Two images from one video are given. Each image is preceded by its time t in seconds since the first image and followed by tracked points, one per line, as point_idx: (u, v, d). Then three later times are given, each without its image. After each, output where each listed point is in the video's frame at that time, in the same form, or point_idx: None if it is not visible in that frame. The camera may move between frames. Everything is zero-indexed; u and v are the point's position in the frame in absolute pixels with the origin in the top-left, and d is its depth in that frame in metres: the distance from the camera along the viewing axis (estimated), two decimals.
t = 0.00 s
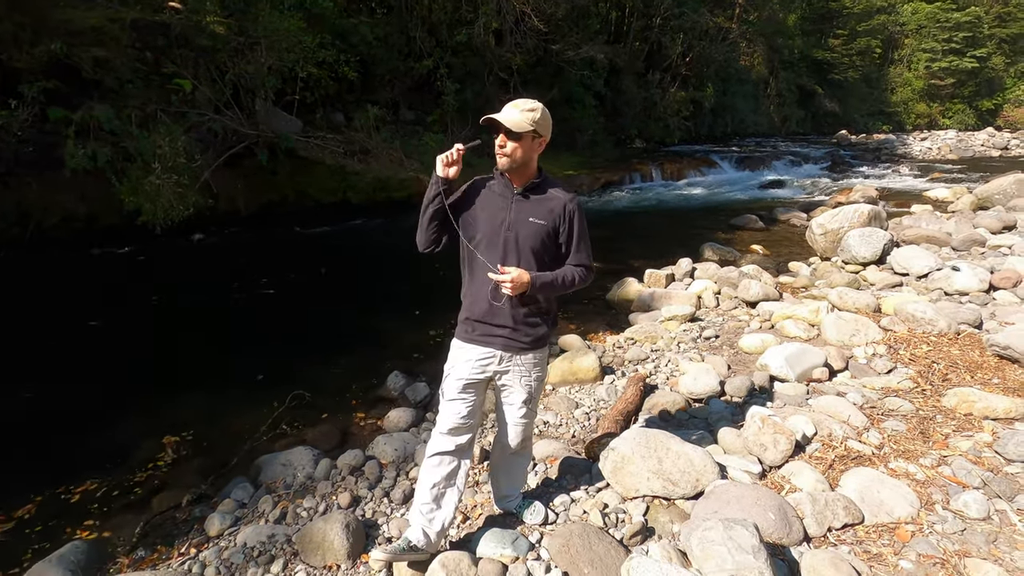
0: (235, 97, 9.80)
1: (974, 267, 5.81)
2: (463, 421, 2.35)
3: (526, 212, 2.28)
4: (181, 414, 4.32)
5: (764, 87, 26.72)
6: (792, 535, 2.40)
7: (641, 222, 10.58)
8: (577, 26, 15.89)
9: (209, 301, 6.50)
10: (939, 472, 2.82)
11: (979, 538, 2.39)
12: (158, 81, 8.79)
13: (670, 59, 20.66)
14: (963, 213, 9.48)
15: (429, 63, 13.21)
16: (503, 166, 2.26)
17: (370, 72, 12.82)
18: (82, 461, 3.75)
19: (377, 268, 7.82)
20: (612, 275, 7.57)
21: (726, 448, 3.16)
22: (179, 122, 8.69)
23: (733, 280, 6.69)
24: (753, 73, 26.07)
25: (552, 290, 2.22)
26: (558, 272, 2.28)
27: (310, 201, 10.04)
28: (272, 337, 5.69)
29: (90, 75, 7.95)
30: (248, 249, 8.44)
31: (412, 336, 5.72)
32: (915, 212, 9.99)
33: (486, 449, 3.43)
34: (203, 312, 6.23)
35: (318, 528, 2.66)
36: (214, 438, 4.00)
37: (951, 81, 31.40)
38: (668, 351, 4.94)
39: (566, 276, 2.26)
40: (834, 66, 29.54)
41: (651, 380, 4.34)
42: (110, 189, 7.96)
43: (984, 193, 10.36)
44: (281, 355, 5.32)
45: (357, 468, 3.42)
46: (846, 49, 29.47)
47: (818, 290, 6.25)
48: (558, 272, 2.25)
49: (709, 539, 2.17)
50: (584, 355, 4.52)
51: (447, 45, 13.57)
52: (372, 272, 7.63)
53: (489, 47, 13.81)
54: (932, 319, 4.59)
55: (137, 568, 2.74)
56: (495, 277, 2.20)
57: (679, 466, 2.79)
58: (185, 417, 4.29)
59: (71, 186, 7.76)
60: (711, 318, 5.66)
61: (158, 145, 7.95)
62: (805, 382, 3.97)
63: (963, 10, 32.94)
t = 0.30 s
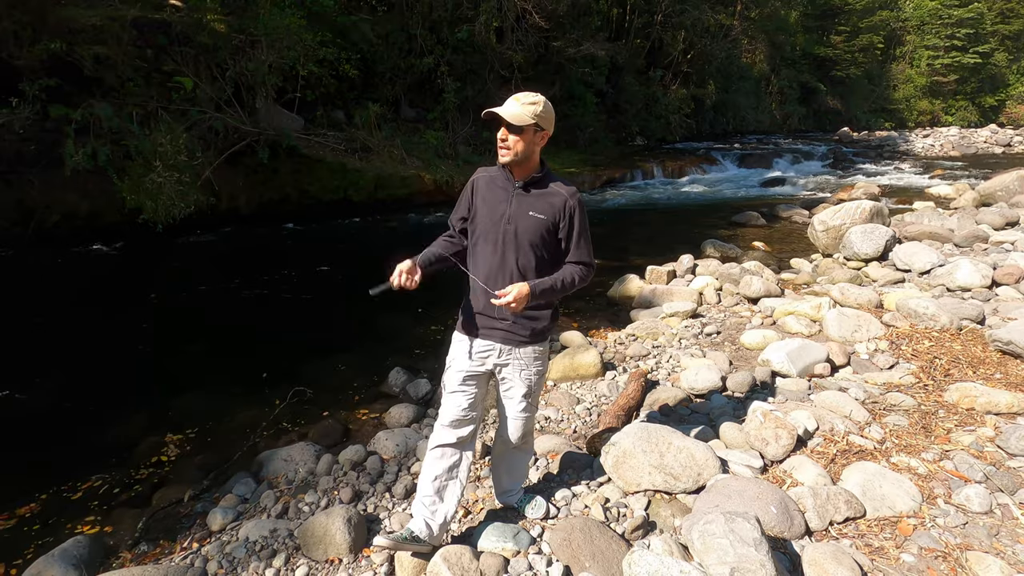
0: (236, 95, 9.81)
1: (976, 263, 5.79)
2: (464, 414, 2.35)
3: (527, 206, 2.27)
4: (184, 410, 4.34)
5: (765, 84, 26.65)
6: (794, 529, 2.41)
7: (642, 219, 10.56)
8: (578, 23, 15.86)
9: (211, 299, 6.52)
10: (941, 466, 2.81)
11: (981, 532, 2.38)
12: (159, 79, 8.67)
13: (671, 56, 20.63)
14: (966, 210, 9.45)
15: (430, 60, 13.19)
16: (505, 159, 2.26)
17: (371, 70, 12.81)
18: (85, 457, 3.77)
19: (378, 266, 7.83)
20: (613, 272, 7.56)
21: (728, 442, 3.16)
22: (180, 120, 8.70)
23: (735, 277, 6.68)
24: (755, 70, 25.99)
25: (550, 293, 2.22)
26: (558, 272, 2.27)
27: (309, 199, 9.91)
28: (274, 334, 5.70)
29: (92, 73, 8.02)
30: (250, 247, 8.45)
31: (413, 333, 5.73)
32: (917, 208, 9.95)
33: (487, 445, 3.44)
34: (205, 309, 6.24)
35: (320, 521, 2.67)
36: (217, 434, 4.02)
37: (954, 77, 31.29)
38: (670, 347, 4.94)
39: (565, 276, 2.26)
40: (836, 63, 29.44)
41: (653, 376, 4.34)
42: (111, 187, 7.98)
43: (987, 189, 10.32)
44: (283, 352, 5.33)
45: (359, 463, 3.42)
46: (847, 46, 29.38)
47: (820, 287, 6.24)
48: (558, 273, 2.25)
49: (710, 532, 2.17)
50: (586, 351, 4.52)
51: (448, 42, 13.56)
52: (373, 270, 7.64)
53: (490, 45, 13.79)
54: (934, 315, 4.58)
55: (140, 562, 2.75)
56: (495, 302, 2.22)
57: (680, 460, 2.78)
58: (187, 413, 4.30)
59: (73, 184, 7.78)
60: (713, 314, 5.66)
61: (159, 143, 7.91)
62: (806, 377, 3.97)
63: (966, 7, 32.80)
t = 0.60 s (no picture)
0: (236, 94, 9.81)
1: (976, 261, 5.79)
2: (466, 413, 2.35)
3: (526, 208, 2.27)
4: (184, 410, 4.34)
5: (766, 82, 26.61)
6: (792, 528, 2.41)
7: (642, 218, 10.55)
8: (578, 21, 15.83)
9: (211, 298, 6.54)
10: (940, 465, 2.82)
11: (979, 531, 2.39)
12: (159, 78, 8.67)
13: (671, 55, 20.61)
14: (966, 208, 9.44)
15: (430, 59, 13.18)
16: (502, 160, 2.25)
17: (371, 68, 12.78)
18: (86, 457, 3.78)
19: (378, 265, 7.83)
20: (613, 271, 7.57)
21: (727, 442, 3.16)
22: (180, 120, 8.70)
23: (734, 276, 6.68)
24: (755, 69, 25.96)
25: (557, 293, 2.25)
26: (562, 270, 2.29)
27: (309, 198, 9.93)
28: (274, 333, 5.71)
29: (92, 73, 8.01)
30: (250, 246, 8.45)
31: (413, 332, 5.74)
32: (917, 207, 9.95)
33: (487, 444, 3.44)
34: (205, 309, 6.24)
35: (320, 521, 2.67)
36: (217, 434, 4.02)
37: (954, 76, 31.26)
38: (669, 346, 4.95)
39: (569, 275, 2.28)
40: (836, 61, 29.40)
41: (652, 375, 4.35)
42: (112, 187, 7.99)
43: (987, 188, 10.32)
44: (283, 351, 5.34)
45: (359, 463, 3.42)
46: (848, 44, 29.34)
47: (819, 285, 6.25)
48: (563, 271, 2.28)
49: (708, 531, 2.17)
50: (585, 350, 4.52)
51: (448, 41, 13.55)
52: (373, 269, 7.64)
53: (490, 44, 13.79)
54: (933, 313, 4.58)
55: (141, 562, 2.77)
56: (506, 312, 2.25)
57: (679, 459, 2.79)
58: (187, 413, 4.31)
59: (73, 184, 7.79)
60: (712, 313, 5.66)
61: (158, 143, 7.89)
62: (806, 376, 3.97)
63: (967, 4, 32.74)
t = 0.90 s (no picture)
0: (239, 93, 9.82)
1: (982, 258, 5.76)
2: (472, 412, 2.34)
3: (530, 203, 2.26)
4: (188, 409, 4.35)
5: (770, 79, 26.47)
6: (798, 525, 2.41)
7: (646, 216, 10.52)
8: (581, 18, 15.79)
9: (214, 297, 6.54)
10: (947, 463, 2.80)
11: (987, 528, 2.38)
12: (162, 77, 8.69)
13: (674, 52, 20.55)
14: (972, 205, 9.39)
15: (433, 57, 13.13)
16: (504, 156, 2.24)
17: (374, 66, 12.76)
18: (91, 456, 3.79)
19: (381, 263, 7.83)
20: (616, 269, 7.55)
21: (732, 439, 3.16)
22: (184, 119, 8.72)
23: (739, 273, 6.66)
24: (759, 65, 25.84)
25: (565, 286, 2.26)
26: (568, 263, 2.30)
27: (312, 196, 9.93)
28: (278, 332, 5.71)
29: (95, 72, 8.02)
30: (254, 245, 8.46)
31: (417, 330, 5.74)
32: (922, 204, 9.90)
33: (492, 442, 3.44)
34: (209, 308, 6.25)
35: (325, 518, 2.68)
36: (222, 432, 4.03)
37: (959, 71, 31.10)
38: (673, 344, 4.94)
39: (575, 267, 2.29)
40: (840, 58, 29.23)
41: (657, 373, 4.34)
42: (116, 186, 8.01)
43: (993, 184, 10.26)
44: (287, 350, 5.34)
45: (364, 461, 3.43)
46: (852, 40, 29.20)
47: (824, 282, 6.22)
48: (569, 264, 2.29)
49: (714, 529, 2.17)
50: (589, 348, 4.52)
51: (450, 39, 13.52)
52: (376, 267, 7.65)
53: (492, 41, 13.77)
54: (939, 310, 4.56)
55: (147, 559, 2.78)
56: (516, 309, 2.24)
57: (684, 457, 2.79)
58: (192, 412, 4.31)
59: (77, 183, 7.80)
60: (717, 310, 5.65)
61: (161, 142, 7.93)
62: (811, 374, 3.96)
63: None
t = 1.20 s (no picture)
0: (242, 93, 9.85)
1: (987, 257, 5.73)
2: (475, 413, 2.32)
3: (531, 201, 2.27)
4: (191, 409, 4.36)
5: (773, 77, 26.35)
6: (800, 525, 2.40)
7: (648, 215, 10.51)
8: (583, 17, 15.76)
9: (217, 297, 6.55)
10: (949, 463, 2.80)
11: (989, 528, 2.37)
12: (165, 78, 8.72)
13: (677, 50, 20.50)
14: (976, 203, 9.35)
15: (436, 56, 13.10)
16: (505, 154, 2.24)
17: (376, 66, 12.73)
18: (95, 456, 3.80)
19: (384, 263, 7.84)
20: (619, 268, 7.54)
21: (733, 439, 3.15)
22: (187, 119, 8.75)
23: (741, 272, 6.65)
24: (762, 64, 25.73)
25: (560, 284, 2.26)
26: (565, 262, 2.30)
27: (314, 196, 9.94)
28: (280, 332, 5.72)
29: (99, 73, 8.04)
30: (256, 245, 8.48)
31: (419, 330, 5.74)
32: (926, 203, 9.86)
33: (493, 442, 3.45)
34: (212, 308, 6.26)
35: (327, 518, 2.69)
36: (225, 432, 4.04)
37: (964, 69, 30.96)
38: (676, 343, 4.93)
39: (572, 267, 2.29)
40: (844, 56, 29.10)
41: (658, 372, 4.33)
42: (119, 186, 8.02)
43: (998, 182, 10.21)
44: (290, 350, 5.34)
45: (365, 460, 3.44)
46: (856, 38, 29.08)
47: (827, 281, 6.21)
48: (566, 264, 2.29)
49: (714, 529, 2.17)
50: (591, 348, 4.51)
51: (452, 38, 13.51)
52: (379, 267, 7.65)
53: (495, 41, 13.76)
54: (943, 309, 4.53)
55: (150, 558, 2.79)
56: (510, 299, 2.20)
57: (685, 456, 2.79)
58: (195, 411, 4.32)
59: (81, 184, 7.82)
60: (719, 310, 5.64)
61: (164, 142, 7.99)
62: (813, 373, 3.95)
63: None
